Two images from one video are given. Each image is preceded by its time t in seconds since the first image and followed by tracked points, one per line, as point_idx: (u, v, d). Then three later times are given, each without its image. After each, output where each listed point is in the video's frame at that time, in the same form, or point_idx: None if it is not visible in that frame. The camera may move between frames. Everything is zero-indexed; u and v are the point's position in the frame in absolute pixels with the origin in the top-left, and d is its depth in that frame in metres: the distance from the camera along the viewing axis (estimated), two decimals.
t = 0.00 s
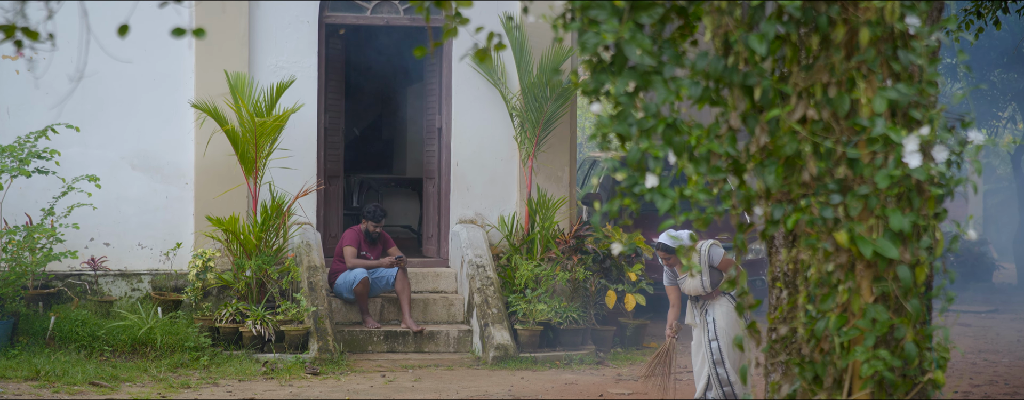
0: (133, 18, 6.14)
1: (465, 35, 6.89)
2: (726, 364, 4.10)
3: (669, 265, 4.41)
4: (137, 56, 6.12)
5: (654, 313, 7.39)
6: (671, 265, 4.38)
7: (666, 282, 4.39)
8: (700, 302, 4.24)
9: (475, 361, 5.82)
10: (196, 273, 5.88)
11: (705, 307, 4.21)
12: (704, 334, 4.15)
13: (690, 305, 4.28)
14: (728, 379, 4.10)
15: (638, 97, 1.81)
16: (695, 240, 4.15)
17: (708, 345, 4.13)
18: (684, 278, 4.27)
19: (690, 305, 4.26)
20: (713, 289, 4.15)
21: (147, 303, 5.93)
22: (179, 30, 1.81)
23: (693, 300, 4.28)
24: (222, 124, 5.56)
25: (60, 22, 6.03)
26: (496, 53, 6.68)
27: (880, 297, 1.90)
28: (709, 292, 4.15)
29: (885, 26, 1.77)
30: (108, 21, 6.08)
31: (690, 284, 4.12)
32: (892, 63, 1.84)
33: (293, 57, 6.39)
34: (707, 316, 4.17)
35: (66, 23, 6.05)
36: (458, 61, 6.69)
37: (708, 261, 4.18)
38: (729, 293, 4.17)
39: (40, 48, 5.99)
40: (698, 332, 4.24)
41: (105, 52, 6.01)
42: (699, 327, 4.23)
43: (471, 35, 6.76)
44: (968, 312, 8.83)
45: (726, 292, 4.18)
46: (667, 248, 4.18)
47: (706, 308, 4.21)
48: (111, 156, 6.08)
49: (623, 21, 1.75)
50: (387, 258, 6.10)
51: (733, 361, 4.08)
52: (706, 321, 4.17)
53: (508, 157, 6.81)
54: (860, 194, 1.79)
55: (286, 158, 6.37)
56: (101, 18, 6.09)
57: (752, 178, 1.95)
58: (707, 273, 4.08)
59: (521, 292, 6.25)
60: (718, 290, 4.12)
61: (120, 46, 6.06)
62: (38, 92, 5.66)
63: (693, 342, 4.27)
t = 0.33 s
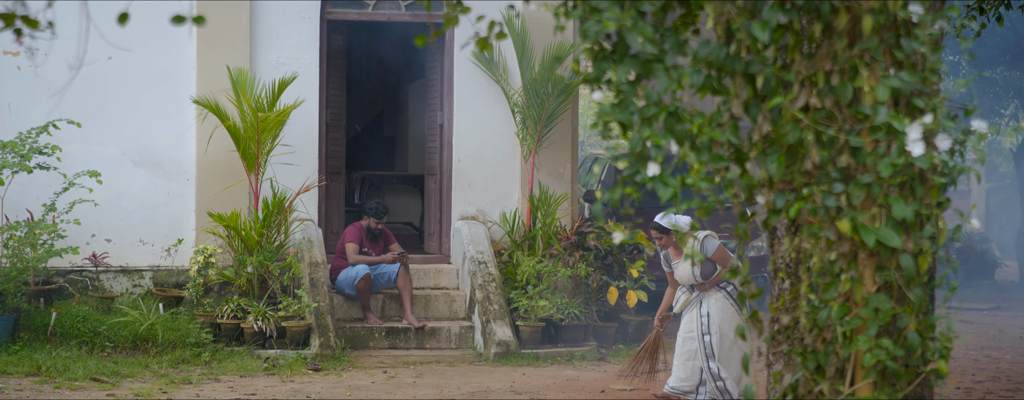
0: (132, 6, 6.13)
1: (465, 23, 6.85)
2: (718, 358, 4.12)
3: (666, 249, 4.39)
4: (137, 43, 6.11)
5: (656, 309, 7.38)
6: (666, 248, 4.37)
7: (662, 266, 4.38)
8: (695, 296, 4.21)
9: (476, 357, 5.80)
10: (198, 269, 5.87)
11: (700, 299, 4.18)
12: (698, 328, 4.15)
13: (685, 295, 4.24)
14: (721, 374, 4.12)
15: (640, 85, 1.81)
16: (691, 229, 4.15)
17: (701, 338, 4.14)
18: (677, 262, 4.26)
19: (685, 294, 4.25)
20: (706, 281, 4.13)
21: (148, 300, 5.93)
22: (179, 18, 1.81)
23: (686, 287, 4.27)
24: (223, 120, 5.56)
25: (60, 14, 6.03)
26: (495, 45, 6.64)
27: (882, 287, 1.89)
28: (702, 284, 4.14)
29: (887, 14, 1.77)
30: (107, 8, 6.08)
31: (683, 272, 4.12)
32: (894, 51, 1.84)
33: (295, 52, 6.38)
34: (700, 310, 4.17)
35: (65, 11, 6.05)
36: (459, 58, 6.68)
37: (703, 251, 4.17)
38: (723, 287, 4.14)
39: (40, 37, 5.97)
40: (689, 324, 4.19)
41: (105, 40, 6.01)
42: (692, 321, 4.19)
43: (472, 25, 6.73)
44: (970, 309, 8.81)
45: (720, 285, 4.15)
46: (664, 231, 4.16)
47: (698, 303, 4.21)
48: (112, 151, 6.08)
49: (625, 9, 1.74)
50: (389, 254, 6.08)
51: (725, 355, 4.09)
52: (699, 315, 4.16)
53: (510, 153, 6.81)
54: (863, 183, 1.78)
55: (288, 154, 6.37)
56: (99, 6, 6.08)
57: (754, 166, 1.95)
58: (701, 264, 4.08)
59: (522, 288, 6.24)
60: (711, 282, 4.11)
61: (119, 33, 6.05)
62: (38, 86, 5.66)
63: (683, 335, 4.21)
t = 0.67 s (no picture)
0: None
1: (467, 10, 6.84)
2: (716, 354, 4.16)
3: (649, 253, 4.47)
4: (137, 30, 6.10)
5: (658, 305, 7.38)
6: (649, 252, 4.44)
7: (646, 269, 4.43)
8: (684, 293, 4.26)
9: (478, 352, 5.80)
10: (199, 263, 5.85)
11: (690, 296, 4.24)
12: (693, 327, 4.20)
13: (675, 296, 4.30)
14: (721, 368, 4.16)
15: (643, 72, 1.80)
16: (668, 228, 4.21)
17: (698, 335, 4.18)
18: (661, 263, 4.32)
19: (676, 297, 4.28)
20: (692, 277, 4.19)
21: (150, 294, 5.93)
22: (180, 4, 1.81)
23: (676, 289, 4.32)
24: (225, 114, 5.57)
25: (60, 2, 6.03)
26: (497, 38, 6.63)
27: (885, 274, 1.89)
28: (689, 282, 4.20)
29: None
30: None
31: (668, 272, 4.20)
32: (898, 38, 1.84)
33: (298, 47, 6.39)
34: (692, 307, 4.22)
35: None
36: (460, 52, 6.67)
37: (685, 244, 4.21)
38: (710, 281, 4.20)
39: (39, 23, 5.95)
40: (682, 321, 4.26)
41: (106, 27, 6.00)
42: (685, 317, 4.25)
43: (474, 11, 6.71)
44: (972, 305, 8.79)
45: (706, 280, 4.19)
46: (642, 231, 4.19)
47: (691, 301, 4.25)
48: (113, 146, 6.08)
49: None
50: (390, 249, 6.09)
51: (723, 350, 4.14)
52: (693, 313, 4.21)
53: (512, 148, 6.80)
54: (866, 170, 1.78)
55: (290, 148, 6.37)
56: None
57: (757, 153, 1.95)
58: (683, 259, 4.16)
59: (524, 283, 6.23)
60: (697, 277, 4.17)
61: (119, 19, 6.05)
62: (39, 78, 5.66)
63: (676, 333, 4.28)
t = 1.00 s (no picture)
0: None
1: (471, 2, 6.83)
2: (694, 350, 4.27)
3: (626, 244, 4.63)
4: (139, 22, 6.11)
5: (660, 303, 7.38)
6: (627, 244, 4.64)
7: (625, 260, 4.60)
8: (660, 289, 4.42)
9: (481, 350, 5.80)
10: (201, 261, 5.85)
11: (668, 293, 4.37)
12: (672, 323, 4.34)
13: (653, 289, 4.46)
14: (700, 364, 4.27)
15: (646, 63, 1.80)
16: (646, 223, 4.40)
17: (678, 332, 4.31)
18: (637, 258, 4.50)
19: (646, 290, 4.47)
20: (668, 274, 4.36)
21: (152, 292, 5.93)
22: None
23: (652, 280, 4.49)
24: (228, 112, 5.58)
25: None
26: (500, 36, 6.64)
27: (889, 267, 1.89)
28: (665, 277, 4.36)
29: None
30: None
31: (642, 267, 4.40)
32: (902, 29, 1.84)
33: (300, 45, 6.39)
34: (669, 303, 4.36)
35: None
36: (463, 50, 6.67)
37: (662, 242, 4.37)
38: (688, 279, 4.31)
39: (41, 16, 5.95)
40: (663, 319, 4.38)
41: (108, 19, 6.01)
42: (666, 315, 4.37)
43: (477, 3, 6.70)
44: (975, 304, 8.78)
45: (684, 277, 4.31)
46: (619, 225, 4.39)
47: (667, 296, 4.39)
48: (115, 144, 6.09)
49: None
50: (392, 246, 6.09)
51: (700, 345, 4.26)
52: (671, 309, 4.35)
53: (514, 146, 6.80)
54: (869, 162, 1.78)
55: (292, 146, 6.38)
56: None
57: (761, 145, 1.94)
58: (655, 255, 4.35)
59: (527, 281, 6.23)
60: (672, 274, 4.31)
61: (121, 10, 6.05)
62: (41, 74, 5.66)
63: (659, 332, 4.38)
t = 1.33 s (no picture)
0: None
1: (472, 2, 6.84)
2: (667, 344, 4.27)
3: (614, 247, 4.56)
4: (139, 17, 6.11)
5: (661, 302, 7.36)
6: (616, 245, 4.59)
7: (614, 263, 4.54)
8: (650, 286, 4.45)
9: (482, 348, 5.80)
10: (204, 259, 5.84)
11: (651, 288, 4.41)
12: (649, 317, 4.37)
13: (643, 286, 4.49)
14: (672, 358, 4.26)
15: (648, 57, 1.80)
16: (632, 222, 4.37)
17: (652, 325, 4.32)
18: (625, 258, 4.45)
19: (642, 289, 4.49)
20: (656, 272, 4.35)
21: (154, 291, 5.93)
22: None
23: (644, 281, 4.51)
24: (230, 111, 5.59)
25: None
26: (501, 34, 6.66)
27: (892, 260, 1.89)
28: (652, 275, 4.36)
29: None
30: None
31: (632, 268, 4.36)
32: (904, 23, 1.84)
33: (302, 43, 6.40)
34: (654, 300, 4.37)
35: None
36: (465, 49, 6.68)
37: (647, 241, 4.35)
38: (672, 276, 4.32)
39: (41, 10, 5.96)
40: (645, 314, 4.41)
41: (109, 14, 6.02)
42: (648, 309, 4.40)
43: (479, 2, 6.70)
44: (977, 303, 8.76)
45: (671, 274, 4.33)
46: (606, 227, 4.38)
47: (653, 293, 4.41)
48: (117, 143, 6.09)
49: None
50: (394, 245, 6.08)
51: (672, 339, 4.25)
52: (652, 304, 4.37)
53: (516, 145, 6.80)
54: (872, 155, 1.77)
55: (293, 145, 6.38)
56: None
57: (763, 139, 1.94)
58: (643, 255, 4.32)
59: (528, 279, 6.24)
60: (659, 271, 4.32)
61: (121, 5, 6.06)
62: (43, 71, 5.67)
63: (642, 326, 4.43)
